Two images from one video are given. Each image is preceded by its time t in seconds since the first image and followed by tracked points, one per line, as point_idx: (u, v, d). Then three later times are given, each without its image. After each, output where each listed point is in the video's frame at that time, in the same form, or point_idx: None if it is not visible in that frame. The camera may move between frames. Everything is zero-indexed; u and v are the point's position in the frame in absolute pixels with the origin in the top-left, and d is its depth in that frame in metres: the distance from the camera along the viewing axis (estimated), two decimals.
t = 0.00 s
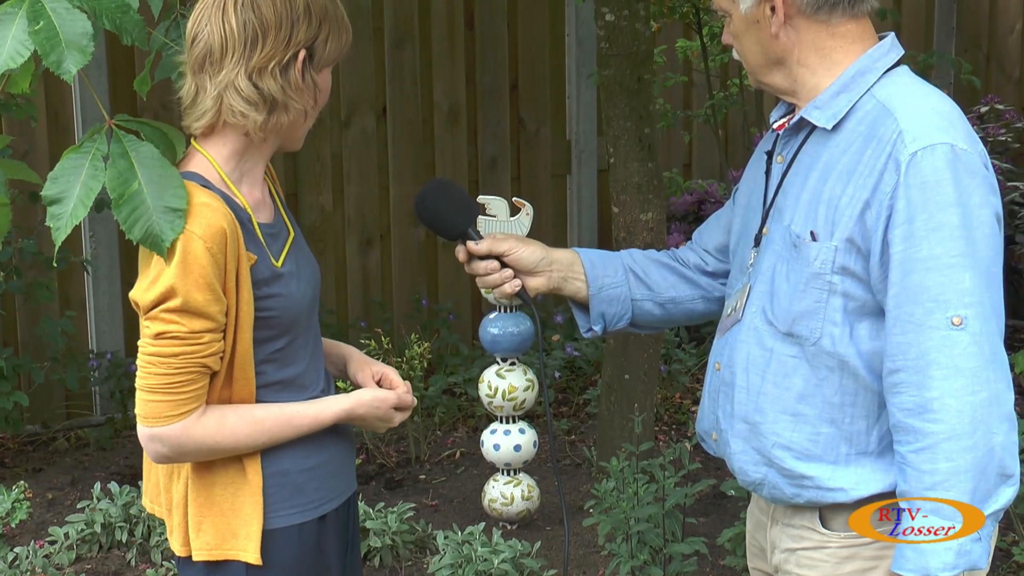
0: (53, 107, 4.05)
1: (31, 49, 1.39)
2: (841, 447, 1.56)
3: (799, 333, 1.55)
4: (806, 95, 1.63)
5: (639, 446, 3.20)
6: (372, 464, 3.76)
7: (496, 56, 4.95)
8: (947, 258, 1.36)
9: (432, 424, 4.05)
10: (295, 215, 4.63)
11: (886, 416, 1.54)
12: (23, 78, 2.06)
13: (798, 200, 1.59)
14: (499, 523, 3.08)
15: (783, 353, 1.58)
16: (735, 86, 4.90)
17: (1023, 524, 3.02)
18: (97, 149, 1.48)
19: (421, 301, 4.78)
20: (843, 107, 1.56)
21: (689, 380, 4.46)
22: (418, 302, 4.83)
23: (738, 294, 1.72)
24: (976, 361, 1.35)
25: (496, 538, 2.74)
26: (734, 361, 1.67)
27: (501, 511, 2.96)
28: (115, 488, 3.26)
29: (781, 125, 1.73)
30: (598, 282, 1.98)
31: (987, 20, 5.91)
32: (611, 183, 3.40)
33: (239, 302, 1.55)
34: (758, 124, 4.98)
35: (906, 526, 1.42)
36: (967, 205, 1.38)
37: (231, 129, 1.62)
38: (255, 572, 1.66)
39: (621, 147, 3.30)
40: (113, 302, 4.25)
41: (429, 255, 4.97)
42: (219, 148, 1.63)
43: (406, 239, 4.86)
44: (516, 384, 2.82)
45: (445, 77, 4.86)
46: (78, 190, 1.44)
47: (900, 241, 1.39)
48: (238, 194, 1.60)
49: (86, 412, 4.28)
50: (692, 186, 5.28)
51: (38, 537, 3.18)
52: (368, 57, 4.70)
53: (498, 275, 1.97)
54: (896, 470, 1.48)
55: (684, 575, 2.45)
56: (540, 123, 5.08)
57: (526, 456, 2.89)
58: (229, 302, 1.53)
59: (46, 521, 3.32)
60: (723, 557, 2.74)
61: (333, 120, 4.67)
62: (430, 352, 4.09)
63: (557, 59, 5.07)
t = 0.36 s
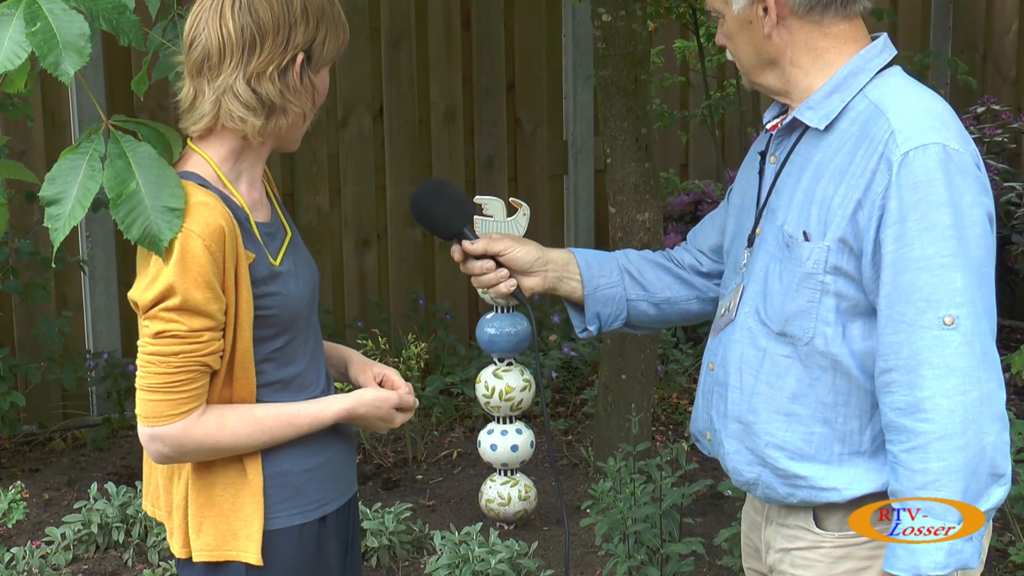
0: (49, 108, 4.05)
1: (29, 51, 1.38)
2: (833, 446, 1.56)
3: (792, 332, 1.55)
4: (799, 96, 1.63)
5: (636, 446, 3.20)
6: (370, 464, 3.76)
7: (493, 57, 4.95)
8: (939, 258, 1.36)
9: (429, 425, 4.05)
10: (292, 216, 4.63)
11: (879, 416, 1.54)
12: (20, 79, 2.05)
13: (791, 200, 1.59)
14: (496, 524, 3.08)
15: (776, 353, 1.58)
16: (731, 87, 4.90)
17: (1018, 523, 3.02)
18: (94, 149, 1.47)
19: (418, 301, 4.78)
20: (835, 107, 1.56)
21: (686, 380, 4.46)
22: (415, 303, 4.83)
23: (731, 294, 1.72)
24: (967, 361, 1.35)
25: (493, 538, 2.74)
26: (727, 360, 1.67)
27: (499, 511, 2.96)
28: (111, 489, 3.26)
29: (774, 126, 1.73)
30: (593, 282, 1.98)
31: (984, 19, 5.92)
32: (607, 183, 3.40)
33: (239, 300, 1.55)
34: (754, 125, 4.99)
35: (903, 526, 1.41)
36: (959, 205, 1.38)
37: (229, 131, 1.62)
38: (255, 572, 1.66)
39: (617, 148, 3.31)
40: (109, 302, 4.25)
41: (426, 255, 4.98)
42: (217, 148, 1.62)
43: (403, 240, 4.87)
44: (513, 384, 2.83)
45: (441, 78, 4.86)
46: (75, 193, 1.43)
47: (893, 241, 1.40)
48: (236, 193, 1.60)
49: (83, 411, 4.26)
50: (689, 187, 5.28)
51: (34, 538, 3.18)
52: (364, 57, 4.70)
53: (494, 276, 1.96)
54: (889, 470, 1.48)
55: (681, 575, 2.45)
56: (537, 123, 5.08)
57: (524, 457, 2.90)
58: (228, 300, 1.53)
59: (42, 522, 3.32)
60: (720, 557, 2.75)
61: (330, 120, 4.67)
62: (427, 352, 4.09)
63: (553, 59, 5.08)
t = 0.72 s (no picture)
0: (49, 108, 4.05)
1: (29, 50, 1.38)
2: (828, 446, 1.56)
3: (788, 332, 1.55)
4: (796, 95, 1.63)
5: (635, 446, 3.20)
6: (369, 464, 3.76)
7: (493, 57, 4.95)
8: (935, 258, 1.36)
9: (429, 425, 4.05)
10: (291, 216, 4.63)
11: (874, 415, 1.54)
12: (17, 78, 2.04)
13: (787, 200, 1.59)
14: (496, 524, 3.08)
15: (772, 352, 1.58)
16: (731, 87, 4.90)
17: (1017, 523, 3.02)
18: (93, 149, 1.49)
19: (417, 301, 4.78)
20: (832, 107, 1.56)
21: (685, 380, 4.46)
22: (415, 303, 4.83)
23: (727, 293, 1.72)
24: (962, 360, 1.35)
25: (492, 538, 2.75)
26: (722, 360, 1.67)
27: (499, 511, 2.96)
28: (110, 489, 3.26)
29: (773, 126, 1.73)
30: (588, 282, 1.98)
31: (983, 20, 5.93)
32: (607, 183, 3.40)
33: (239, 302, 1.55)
34: (753, 124, 4.99)
35: (903, 525, 1.40)
36: (955, 205, 1.38)
37: (229, 132, 1.61)
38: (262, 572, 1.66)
39: (617, 148, 3.31)
40: (109, 302, 4.25)
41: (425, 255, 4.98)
42: (217, 149, 1.63)
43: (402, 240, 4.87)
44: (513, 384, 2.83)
45: (441, 78, 4.86)
46: (73, 191, 1.45)
47: (888, 241, 1.40)
48: (238, 195, 1.61)
49: (83, 411, 4.25)
50: (688, 187, 5.28)
51: (34, 538, 3.18)
52: (363, 57, 4.70)
53: (490, 278, 1.94)
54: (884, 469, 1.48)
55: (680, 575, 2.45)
56: (536, 124, 5.08)
57: (523, 457, 2.90)
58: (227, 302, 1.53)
59: (42, 521, 3.32)
60: (719, 557, 2.75)
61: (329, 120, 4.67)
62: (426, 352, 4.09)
63: (552, 60, 5.08)
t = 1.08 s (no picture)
0: (46, 107, 4.05)
1: (22, 48, 1.38)
2: (823, 445, 1.56)
3: (784, 330, 1.55)
4: (795, 94, 1.63)
5: (633, 446, 3.21)
6: (367, 464, 3.76)
7: (491, 56, 4.95)
8: (932, 257, 1.36)
9: (427, 424, 4.05)
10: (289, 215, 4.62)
11: (870, 415, 1.54)
12: (15, 79, 2.04)
13: (783, 198, 1.59)
14: (493, 524, 3.09)
15: (768, 350, 1.58)
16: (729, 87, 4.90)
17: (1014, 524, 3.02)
18: (94, 145, 1.46)
19: (415, 301, 4.78)
20: (829, 106, 1.56)
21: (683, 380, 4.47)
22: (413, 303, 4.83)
23: (722, 292, 1.72)
24: (960, 359, 1.35)
25: (490, 538, 2.75)
26: (718, 359, 1.66)
27: (496, 511, 2.96)
28: (108, 489, 3.26)
29: (764, 125, 1.75)
30: (581, 281, 1.97)
31: (981, 20, 5.93)
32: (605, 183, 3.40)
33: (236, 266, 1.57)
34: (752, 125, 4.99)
35: (903, 525, 1.39)
36: (953, 205, 1.38)
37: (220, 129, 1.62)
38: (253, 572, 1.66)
39: (615, 148, 3.30)
40: (107, 302, 4.25)
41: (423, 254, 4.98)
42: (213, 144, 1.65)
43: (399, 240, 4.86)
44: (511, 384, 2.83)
45: (439, 78, 4.86)
46: (78, 186, 1.42)
47: (885, 240, 1.40)
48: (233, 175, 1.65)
49: (81, 411, 4.25)
50: (686, 187, 5.28)
51: (31, 539, 3.18)
52: (362, 56, 4.68)
53: (482, 275, 1.91)
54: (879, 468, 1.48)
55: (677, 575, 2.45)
56: (534, 123, 5.08)
57: (520, 457, 2.90)
58: (223, 260, 1.54)
59: (40, 522, 3.32)
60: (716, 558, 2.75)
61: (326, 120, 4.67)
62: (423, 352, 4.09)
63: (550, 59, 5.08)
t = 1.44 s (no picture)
0: (47, 108, 4.05)
1: (22, 51, 1.39)
2: (819, 443, 1.55)
3: (781, 328, 1.55)
4: (794, 94, 1.64)
5: (633, 446, 3.21)
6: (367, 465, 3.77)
7: (491, 57, 4.95)
8: (929, 257, 1.36)
9: (427, 425, 4.05)
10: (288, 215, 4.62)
11: (866, 413, 1.54)
12: (15, 78, 2.04)
13: (781, 196, 1.59)
14: (494, 524, 3.09)
15: (764, 348, 1.58)
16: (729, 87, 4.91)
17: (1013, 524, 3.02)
18: (89, 147, 1.47)
19: (415, 301, 4.78)
20: (828, 105, 1.56)
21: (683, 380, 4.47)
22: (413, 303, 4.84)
23: (719, 290, 1.72)
24: (956, 359, 1.35)
25: (489, 538, 2.75)
26: (715, 357, 1.66)
27: (496, 511, 2.96)
28: (108, 488, 3.26)
29: (764, 125, 1.75)
30: (577, 278, 1.97)
31: (980, 20, 5.93)
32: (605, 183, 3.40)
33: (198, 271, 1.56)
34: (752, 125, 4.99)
35: (903, 525, 1.38)
36: (951, 204, 1.38)
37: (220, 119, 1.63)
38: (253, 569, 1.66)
39: (615, 148, 3.31)
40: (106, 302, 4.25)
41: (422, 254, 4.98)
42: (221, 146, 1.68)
43: (399, 240, 4.87)
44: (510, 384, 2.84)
45: (439, 78, 4.86)
46: (72, 192, 1.43)
47: (883, 238, 1.40)
48: (226, 172, 1.64)
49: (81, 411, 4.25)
50: (686, 187, 5.29)
51: (31, 539, 3.18)
52: (362, 56, 4.68)
53: (479, 272, 1.88)
54: (874, 467, 1.47)
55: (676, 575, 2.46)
56: (533, 123, 5.08)
57: (519, 457, 2.90)
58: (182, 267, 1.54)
59: (40, 522, 3.32)
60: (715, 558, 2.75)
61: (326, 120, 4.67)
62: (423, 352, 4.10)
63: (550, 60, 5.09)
